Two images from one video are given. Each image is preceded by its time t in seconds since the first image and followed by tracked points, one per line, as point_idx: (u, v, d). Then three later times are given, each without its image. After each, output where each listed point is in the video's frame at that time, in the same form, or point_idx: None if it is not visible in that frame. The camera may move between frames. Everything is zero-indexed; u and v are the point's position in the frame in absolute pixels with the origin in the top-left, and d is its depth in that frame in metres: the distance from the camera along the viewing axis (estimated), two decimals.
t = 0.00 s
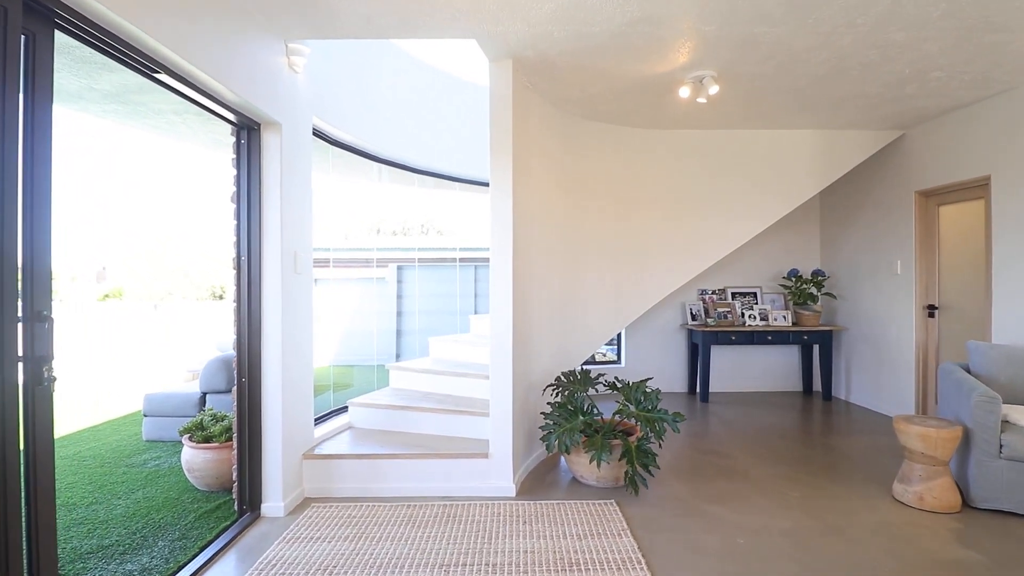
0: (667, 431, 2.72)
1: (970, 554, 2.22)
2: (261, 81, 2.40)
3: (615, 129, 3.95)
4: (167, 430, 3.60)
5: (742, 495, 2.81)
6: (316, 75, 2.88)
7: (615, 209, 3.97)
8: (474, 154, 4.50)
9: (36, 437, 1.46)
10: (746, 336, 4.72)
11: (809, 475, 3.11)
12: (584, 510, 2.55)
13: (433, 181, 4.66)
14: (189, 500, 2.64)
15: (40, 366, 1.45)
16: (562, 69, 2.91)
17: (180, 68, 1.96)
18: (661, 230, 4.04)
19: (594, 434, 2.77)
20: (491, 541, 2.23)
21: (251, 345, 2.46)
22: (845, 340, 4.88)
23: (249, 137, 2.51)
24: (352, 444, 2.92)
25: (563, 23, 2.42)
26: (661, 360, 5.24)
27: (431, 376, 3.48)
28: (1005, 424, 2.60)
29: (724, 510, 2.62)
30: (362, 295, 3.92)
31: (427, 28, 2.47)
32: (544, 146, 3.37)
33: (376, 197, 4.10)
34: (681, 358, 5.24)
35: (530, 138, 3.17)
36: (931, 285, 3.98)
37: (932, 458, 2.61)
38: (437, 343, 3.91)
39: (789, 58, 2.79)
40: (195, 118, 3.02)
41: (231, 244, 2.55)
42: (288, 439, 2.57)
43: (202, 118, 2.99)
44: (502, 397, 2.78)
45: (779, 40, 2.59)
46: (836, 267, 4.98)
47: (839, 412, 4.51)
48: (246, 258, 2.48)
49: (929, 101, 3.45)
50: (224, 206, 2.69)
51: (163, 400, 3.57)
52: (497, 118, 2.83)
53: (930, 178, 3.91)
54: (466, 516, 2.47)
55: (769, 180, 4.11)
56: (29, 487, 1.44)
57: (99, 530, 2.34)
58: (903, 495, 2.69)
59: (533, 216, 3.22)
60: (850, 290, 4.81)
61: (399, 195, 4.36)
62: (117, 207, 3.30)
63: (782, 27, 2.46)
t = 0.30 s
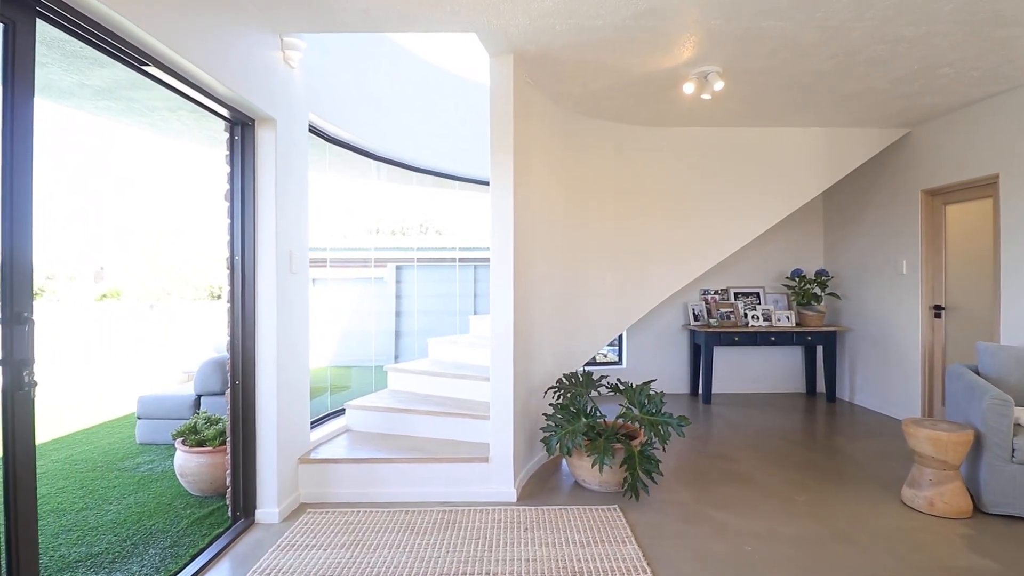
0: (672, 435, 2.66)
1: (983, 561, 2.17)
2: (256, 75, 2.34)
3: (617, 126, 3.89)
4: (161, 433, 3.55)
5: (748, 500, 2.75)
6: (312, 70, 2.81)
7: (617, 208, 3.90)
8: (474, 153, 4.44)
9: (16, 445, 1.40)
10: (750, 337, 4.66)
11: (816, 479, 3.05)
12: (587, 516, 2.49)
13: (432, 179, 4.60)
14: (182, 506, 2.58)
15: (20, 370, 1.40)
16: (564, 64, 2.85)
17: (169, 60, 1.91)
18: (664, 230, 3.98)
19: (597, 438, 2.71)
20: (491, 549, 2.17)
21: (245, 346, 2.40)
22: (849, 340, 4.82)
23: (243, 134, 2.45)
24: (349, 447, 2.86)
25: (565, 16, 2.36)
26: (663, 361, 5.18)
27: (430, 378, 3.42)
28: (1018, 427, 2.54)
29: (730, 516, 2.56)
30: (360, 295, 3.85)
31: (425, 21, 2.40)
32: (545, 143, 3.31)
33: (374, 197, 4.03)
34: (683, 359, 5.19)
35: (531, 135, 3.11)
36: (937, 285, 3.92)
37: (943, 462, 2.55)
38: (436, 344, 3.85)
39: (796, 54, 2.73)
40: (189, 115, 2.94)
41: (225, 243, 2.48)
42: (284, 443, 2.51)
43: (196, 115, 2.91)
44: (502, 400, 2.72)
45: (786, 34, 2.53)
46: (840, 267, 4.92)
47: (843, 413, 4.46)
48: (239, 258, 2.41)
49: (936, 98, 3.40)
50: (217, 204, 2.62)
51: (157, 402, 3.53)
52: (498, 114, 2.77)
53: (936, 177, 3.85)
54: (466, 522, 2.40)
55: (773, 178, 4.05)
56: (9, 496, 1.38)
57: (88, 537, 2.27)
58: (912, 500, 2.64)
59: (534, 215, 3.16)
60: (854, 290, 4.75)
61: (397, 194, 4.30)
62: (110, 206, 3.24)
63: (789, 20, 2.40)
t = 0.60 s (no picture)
0: (677, 440, 2.60)
1: (998, 570, 2.11)
2: (250, 71, 2.28)
3: (619, 125, 3.83)
4: (155, 437, 3.48)
5: (754, 506, 2.69)
6: (307, 66, 2.75)
7: (619, 207, 3.84)
8: (473, 152, 4.38)
9: None
10: (753, 339, 4.60)
11: (822, 485, 2.99)
12: (590, 523, 2.43)
13: (431, 179, 4.54)
14: (175, 513, 2.52)
15: None
16: (565, 61, 2.80)
17: (159, 54, 1.85)
18: (666, 230, 3.92)
19: (600, 443, 2.65)
20: (492, 559, 2.11)
21: (239, 350, 2.33)
22: (854, 342, 4.77)
23: (237, 131, 2.39)
24: (346, 452, 2.80)
25: (568, 11, 2.30)
26: (665, 363, 5.12)
27: (429, 381, 3.36)
28: None
29: (736, 524, 2.50)
30: (358, 296, 3.79)
31: (424, 16, 2.34)
32: (546, 141, 3.26)
33: (372, 196, 3.98)
34: (685, 361, 5.13)
35: (532, 133, 3.05)
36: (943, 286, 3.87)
37: (953, 467, 2.49)
38: (435, 345, 3.79)
39: (803, 50, 2.67)
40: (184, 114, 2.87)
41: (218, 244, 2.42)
42: (278, 449, 2.44)
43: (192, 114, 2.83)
44: (503, 404, 2.66)
45: (794, 30, 2.47)
46: (844, 268, 4.87)
47: (848, 416, 4.40)
48: (233, 259, 2.35)
49: (943, 97, 3.35)
50: (211, 203, 2.56)
51: (152, 405, 3.47)
52: (498, 112, 2.71)
53: (943, 177, 3.80)
54: (466, 531, 2.34)
55: (778, 178, 3.99)
56: None
57: (77, 546, 2.21)
58: (922, 506, 2.58)
59: (535, 214, 3.10)
60: (858, 291, 4.70)
61: (395, 194, 4.24)
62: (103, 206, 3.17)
63: (797, 15, 2.34)
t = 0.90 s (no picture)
0: (679, 445, 2.54)
1: None
2: (241, 67, 2.22)
3: (619, 123, 3.77)
4: (147, 441, 3.49)
5: (758, 512, 2.64)
6: (301, 62, 2.68)
7: (619, 206, 3.79)
8: (471, 150, 4.33)
9: None
10: (755, 340, 4.55)
11: (826, 489, 2.95)
12: (590, 530, 2.38)
13: (428, 178, 4.47)
14: (165, 520, 2.46)
15: None
16: (565, 57, 2.74)
17: (144, 48, 1.80)
18: (667, 230, 3.87)
19: (600, 448, 2.60)
20: (491, 568, 2.05)
21: (230, 353, 2.28)
22: (856, 343, 4.72)
23: (228, 129, 2.33)
24: (341, 457, 2.74)
25: (569, 5, 2.24)
26: (665, 364, 5.07)
27: (426, 383, 3.30)
28: None
29: (739, 530, 2.45)
30: (354, 297, 3.72)
31: (421, 11, 2.28)
32: (546, 140, 3.20)
33: (369, 196, 3.91)
34: (686, 363, 5.08)
35: (531, 130, 2.99)
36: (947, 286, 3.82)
37: (961, 472, 2.44)
38: (432, 347, 3.73)
39: (808, 47, 2.62)
40: (176, 110, 2.76)
41: (209, 246, 2.36)
42: (271, 454, 2.39)
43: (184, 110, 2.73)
44: (502, 408, 2.60)
45: (799, 25, 2.42)
46: (847, 268, 4.82)
47: (850, 418, 4.35)
48: (224, 260, 2.30)
49: (948, 95, 3.30)
50: (201, 202, 2.50)
51: (143, 409, 3.49)
52: (497, 109, 2.65)
53: (947, 176, 3.75)
54: (464, 538, 2.29)
55: (780, 177, 3.94)
56: None
57: (64, 555, 2.15)
58: (930, 512, 2.53)
59: (534, 214, 3.04)
60: (860, 292, 4.65)
61: (392, 193, 4.18)
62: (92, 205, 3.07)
63: (803, 10, 2.28)
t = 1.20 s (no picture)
0: (676, 448, 2.50)
1: None
2: (226, 59, 2.15)
3: (614, 120, 3.72)
4: (131, 445, 3.40)
5: (756, 516, 2.59)
6: (288, 55, 2.61)
7: (615, 205, 3.74)
8: (464, 148, 4.26)
9: None
10: (750, 340, 4.52)
11: (824, 491, 2.91)
12: (586, 536, 2.33)
13: (420, 177, 4.40)
14: (147, 528, 2.38)
15: None
16: (560, 52, 2.69)
17: (121, 38, 1.72)
18: (663, 229, 3.82)
19: (596, 451, 2.54)
20: None
21: (213, 356, 2.21)
22: (851, 343, 4.70)
23: (211, 123, 2.26)
24: (330, 462, 2.67)
25: None
26: (660, 365, 5.03)
27: (418, 385, 3.23)
28: None
29: (738, 536, 2.40)
30: (344, 297, 3.64)
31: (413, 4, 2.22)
32: (541, 137, 3.14)
33: (360, 194, 3.84)
34: (681, 363, 5.04)
35: (526, 127, 2.93)
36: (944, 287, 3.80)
37: (962, 475, 2.40)
38: (424, 348, 3.65)
39: (808, 42, 2.58)
40: (162, 105, 2.67)
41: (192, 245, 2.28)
42: (257, 460, 2.32)
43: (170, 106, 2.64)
44: (495, 411, 2.54)
45: (799, 20, 2.37)
46: (842, 268, 4.80)
47: (846, 419, 4.33)
48: (207, 259, 2.22)
49: (946, 93, 3.27)
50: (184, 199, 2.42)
51: (127, 413, 3.39)
52: (491, 105, 2.59)
53: (943, 175, 3.73)
54: (457, 546, 2.23)
55: (776, 176, 3.90)
56: None
57: (40, 566, 2.06)
58: (930, 514, 2.49)
59: (528, 212, 2.98)
60: (856, 292, 4.63)
61: (384, 192, 4.11)
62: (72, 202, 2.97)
63: (804, 4, 2.24)
